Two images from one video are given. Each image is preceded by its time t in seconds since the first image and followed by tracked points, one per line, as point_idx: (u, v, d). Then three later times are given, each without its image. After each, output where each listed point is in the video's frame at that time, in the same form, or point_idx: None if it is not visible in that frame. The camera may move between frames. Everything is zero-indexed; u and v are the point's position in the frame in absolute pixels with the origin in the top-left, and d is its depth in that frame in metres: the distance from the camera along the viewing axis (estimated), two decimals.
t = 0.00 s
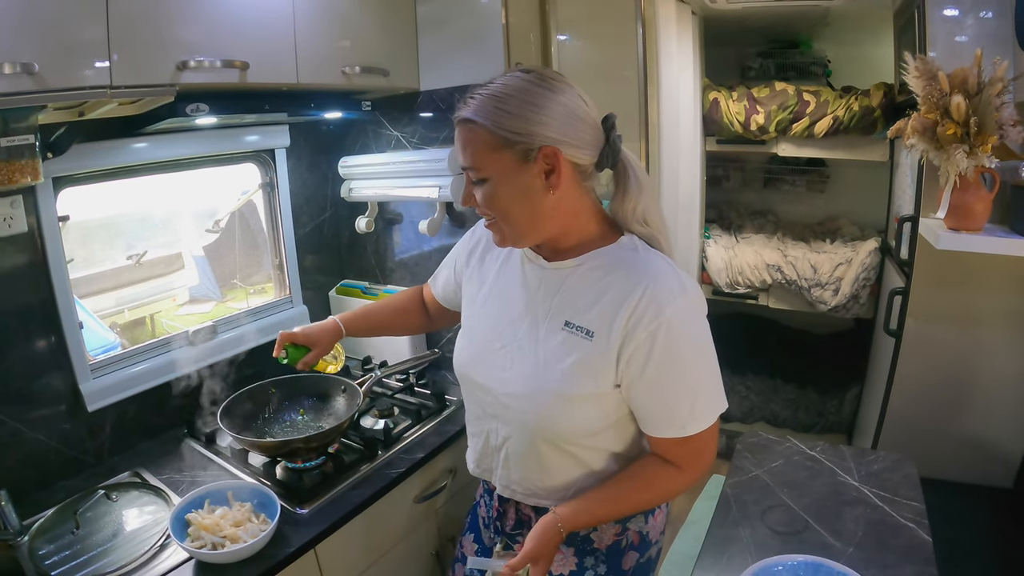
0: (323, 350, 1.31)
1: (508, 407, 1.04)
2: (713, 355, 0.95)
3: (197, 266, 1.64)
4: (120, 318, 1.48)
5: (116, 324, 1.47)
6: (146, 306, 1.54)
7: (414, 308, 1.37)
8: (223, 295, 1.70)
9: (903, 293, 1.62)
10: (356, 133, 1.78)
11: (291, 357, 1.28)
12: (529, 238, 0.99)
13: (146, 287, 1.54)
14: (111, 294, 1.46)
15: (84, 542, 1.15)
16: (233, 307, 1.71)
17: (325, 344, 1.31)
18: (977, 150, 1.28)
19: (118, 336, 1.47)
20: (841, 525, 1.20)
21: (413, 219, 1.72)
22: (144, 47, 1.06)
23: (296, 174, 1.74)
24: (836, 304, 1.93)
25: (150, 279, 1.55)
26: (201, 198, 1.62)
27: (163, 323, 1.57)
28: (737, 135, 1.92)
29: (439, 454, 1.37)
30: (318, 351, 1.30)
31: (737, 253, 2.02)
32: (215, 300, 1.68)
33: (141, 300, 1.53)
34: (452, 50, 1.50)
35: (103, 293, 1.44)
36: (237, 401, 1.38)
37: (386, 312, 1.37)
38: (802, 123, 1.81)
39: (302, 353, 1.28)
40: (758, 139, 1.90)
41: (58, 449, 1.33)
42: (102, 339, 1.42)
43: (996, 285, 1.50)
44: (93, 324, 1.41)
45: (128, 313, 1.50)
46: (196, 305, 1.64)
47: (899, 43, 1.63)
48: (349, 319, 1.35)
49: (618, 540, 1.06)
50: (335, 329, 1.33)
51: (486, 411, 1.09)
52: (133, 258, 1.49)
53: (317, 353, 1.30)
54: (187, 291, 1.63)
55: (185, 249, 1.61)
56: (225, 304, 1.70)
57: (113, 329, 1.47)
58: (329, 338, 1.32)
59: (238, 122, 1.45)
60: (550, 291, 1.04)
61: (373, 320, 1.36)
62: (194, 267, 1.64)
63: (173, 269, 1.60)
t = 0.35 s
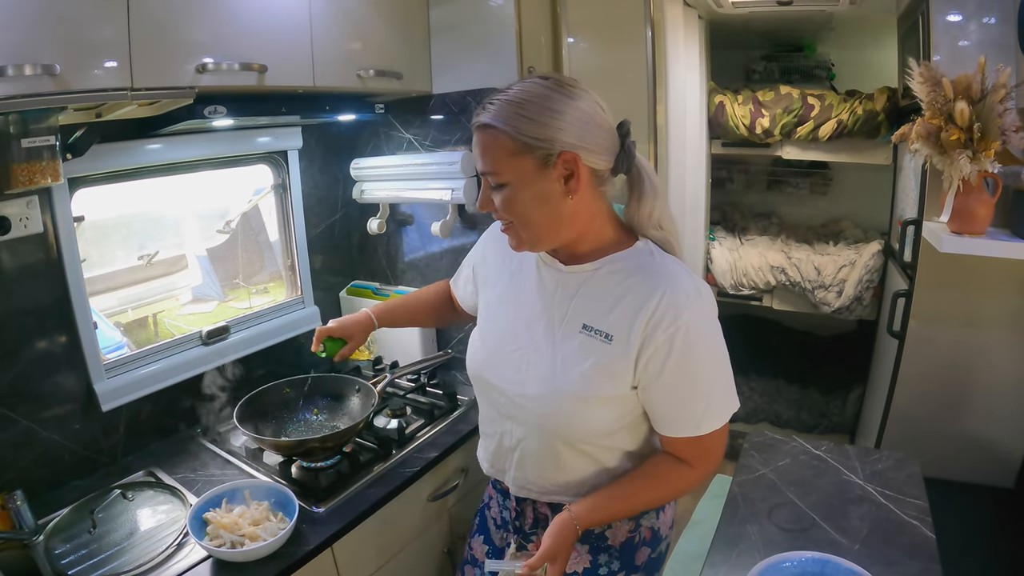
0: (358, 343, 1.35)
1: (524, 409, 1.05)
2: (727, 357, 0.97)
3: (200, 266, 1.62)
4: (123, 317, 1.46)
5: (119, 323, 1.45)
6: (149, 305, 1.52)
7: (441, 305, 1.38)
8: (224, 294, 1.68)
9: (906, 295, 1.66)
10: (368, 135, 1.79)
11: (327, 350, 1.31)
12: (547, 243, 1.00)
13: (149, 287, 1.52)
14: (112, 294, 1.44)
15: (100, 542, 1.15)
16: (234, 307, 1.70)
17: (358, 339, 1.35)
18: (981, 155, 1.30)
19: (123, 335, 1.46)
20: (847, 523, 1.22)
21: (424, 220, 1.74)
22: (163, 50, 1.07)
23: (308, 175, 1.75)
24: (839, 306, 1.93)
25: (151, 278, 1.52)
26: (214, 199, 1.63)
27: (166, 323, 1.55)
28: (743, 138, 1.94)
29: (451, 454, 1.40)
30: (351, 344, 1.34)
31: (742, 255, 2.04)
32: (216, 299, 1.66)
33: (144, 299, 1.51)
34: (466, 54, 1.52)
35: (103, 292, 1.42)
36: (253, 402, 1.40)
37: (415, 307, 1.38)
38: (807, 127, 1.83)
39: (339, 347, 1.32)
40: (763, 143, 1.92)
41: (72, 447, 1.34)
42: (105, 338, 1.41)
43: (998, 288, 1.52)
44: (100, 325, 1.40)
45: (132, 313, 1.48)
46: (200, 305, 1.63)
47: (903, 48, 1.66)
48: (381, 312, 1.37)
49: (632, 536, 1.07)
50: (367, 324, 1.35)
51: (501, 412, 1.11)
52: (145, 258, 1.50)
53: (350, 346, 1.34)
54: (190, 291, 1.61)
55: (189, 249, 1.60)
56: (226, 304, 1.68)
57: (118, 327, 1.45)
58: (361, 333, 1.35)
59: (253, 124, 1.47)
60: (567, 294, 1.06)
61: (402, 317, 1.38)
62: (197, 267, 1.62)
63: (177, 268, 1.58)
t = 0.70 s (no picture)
0: (358, 336, 1.35)
1: (523, 409, 1.06)
2: (721, 365, 0.98)
3: (200, 266, 1.63)
4: (124, 318, 1.47)
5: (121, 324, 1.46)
6: (149, 306, 1.52)
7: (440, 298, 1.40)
8: (225, 295, 1.69)
9: (905, 295, 1.64)
10: (370, 137, 1.80)
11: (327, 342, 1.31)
12: (545, 245, 1.01)
13: (148, 287, 1.52)
14: (114, 294, 1.44)
15: (106, 540, 1.16)
16: (236, 308, 1.71)
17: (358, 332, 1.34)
18: (978, 157, 1.31)
19: (123, 335, 1.46)
20: (845, 521, 1.23)
21: (426, 222, 1.75)
22: (167, 53, 1.08)
23: (310, 177, 1.76)
24: (838, 306, 1.96)
25: (152, 279, 1.53)
26: (217, 201, 1.64)
27: (165, 324, 1.55)
28: (742, 139, 1.95)
29: (452, 454, 1.40)
30: (351, 336, 1.33)
31: (742, 256, 2.05)
32: (217, 299, 1.67)
33: (145, 300, 1.51)
34: (467, 56, 1.53)
35: (104, 293, 1.42)
36: (253, 403, 1.41)
37: (415, 300, 1.40)
38: (805, 128, 1.84)
39: (339, 339, 1.32)
40: (762, 143, 1.93)
41: (76, 448, 1.35)
42: (109, 338, 1.42)
43: (996, 288, 1.54)
44: (102, 327, 1.41)
45: (133, 313, 1.48)
46: (200, 305, 1.63)
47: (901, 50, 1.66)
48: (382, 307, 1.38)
49: (627, 536, 1.08)
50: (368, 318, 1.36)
51: (500, 411, 1.12)
52: (148, 259, 1.51)
53: (349, 338, 1.33)
54: (190, 291, 1.62)
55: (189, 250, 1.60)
56: (227, 305, 1.69)
57: (120, 327, 1.46)
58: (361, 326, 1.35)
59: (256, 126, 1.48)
60: (565, 298, 1.07)
61: (402, 309, 1.39)
62: (197, 267, 1.63)
63: (177, 268, 1.59)
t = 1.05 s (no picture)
0: (338, 351, 1.36)
1: (515, 410, 1.07)
2: (709, 364, 0.99)
3: (200, 267, 1.65)
4: (123, 318, 1.48)
5: (119, 325, 1.47)
6: (148, 307, 1.54)
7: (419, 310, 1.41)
8: (223, 295, 1.70)
9: (899, 297, 1.66)
10: (367, 140, 1.81)
11: (308, 358, 1.33)
12: (537, 247, 1.02)
13: (148, 289, 1.54)
14: (112, 295, 1.45)
15: (103, 540, 1.17)
16: (234, 309, 1.72)
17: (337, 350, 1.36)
18: (972, 160, 1.31)
19: (123, 337, 1.48)
20: (838, 522, 1.24)
21: (422, 224, 1.76)
22: (165, 58, 1.09)
23: (307, 179, 1.77)
24: (834, 308, 1.96)
25: (152, 280, 1.54)
26: (215, 203, 1.65)
27: (165, 325, 1.57)
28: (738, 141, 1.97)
29: (449, 453, 1.42)
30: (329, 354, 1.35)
31: (738, 258, 2.06)
32: (215, 300, 1.68)
33: (144, 301, 1.53)
34: (464, 60, 1.55)
35: (104, 294, 1.44)
36: (251, 404, 1.43)
37: (393, 312, 1.40)
38: (801, 130, 1.84)
39: (319, 354, 1.33)
40: (758, 146, 1.93)
41: (74, 448, 1.37)
42: (107, 340, 1.43)
43: (992, 290, 1.54)
44: (101, 328, 1.42)
45: (132, 314, 1.50)
46: (198, 307, 1.65)
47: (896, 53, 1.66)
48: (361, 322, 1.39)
49: (614, 540, 1.09)
50: (346, 334, 1.37)
51: (492, 415, 1.13)
52: (146, 261, 1.52)
53: (327, 356, 1.35)
54: (189, 293, 1.63)
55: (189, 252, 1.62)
56: (225, 306, 1.71)
57: (119, 328, 1.47)
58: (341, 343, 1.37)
59: (253, 129, 1.49)
60: (555, 299, 1.08)
61: (381, 322, 1.39)
62: (197, 268, 1.64)
63: (177, 270, 1.60)
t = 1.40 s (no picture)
0: (361, 341, 1.38)
1: (506, 409, 1.08)
2: (702, 372, 1.00)
3: (200, 269, 1.66)
4: (122, 320, 1.49)
5: (118, 327, 1.48)
6: (147, 308, 1.54)
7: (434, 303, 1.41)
8: (223, 296, 1.72)
9: (895, 299, 1.67)
10: (363, 144, 1.82)
11: (331, 350, 1.34)
12: (536, 247, 1.03)
13: (149, 289, 1.55)
14: (112, 296, 1.47)
15: (100, 541, 1.18)
16: (233, 310, 1.73)
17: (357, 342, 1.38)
18: (966, 163, 1.31)
19: (122, 338, 1.49)
20: (831, 525, 1.24)
21: (418, 227, 1.77)
22: (160, 63, 1.10)
23: (303, 182, 1.78)
24: (831, 309, 1.97)
25: (150, 281, 1.55)
26: (212, 206, 1.66)
27: (166, 327, 1.58)
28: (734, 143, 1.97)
29: (443, 456, 1.43)
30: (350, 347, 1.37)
31: (735, 260, 2.06)
32: (216, 301, 1.70)
33: (142, 302, 1.54)
34: (459, 65, 1.56)
35: (102, 296, 1.45)
36: (247, 405, 1.44)
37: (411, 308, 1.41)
38: (798, 133, 1.85)
39: (342, 345, 1.34)
40: (755, 148, 1.95)
41: (72, 450, 1.38)
42: (105, 342, 1.44)
43: (988, 292, 1.54)
44: (99, 330, 1.43)
45: (131, 315, 1.51)
46: (198, 308, 1.66)
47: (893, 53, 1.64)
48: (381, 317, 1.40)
49: (603, 544, 1.10)
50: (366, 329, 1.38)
51: (480, 409, 1.13)
52: (144, 264, 1.53)
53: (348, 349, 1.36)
54: (189, 294, 1.65)
55: (188, 254, 1.63)
56: (225, 306, 1.72)
57: (118, 329, 1.48)
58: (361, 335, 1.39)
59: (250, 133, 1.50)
60: (550, 299, 1.08)
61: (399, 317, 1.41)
62: (197, 269, 1.66)
63: (175, 272, 1.61)
